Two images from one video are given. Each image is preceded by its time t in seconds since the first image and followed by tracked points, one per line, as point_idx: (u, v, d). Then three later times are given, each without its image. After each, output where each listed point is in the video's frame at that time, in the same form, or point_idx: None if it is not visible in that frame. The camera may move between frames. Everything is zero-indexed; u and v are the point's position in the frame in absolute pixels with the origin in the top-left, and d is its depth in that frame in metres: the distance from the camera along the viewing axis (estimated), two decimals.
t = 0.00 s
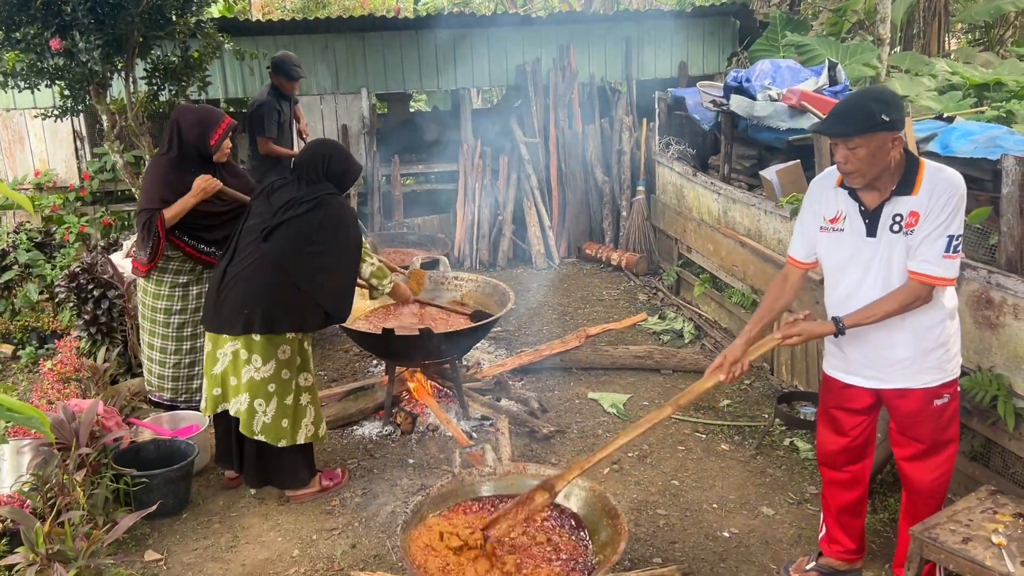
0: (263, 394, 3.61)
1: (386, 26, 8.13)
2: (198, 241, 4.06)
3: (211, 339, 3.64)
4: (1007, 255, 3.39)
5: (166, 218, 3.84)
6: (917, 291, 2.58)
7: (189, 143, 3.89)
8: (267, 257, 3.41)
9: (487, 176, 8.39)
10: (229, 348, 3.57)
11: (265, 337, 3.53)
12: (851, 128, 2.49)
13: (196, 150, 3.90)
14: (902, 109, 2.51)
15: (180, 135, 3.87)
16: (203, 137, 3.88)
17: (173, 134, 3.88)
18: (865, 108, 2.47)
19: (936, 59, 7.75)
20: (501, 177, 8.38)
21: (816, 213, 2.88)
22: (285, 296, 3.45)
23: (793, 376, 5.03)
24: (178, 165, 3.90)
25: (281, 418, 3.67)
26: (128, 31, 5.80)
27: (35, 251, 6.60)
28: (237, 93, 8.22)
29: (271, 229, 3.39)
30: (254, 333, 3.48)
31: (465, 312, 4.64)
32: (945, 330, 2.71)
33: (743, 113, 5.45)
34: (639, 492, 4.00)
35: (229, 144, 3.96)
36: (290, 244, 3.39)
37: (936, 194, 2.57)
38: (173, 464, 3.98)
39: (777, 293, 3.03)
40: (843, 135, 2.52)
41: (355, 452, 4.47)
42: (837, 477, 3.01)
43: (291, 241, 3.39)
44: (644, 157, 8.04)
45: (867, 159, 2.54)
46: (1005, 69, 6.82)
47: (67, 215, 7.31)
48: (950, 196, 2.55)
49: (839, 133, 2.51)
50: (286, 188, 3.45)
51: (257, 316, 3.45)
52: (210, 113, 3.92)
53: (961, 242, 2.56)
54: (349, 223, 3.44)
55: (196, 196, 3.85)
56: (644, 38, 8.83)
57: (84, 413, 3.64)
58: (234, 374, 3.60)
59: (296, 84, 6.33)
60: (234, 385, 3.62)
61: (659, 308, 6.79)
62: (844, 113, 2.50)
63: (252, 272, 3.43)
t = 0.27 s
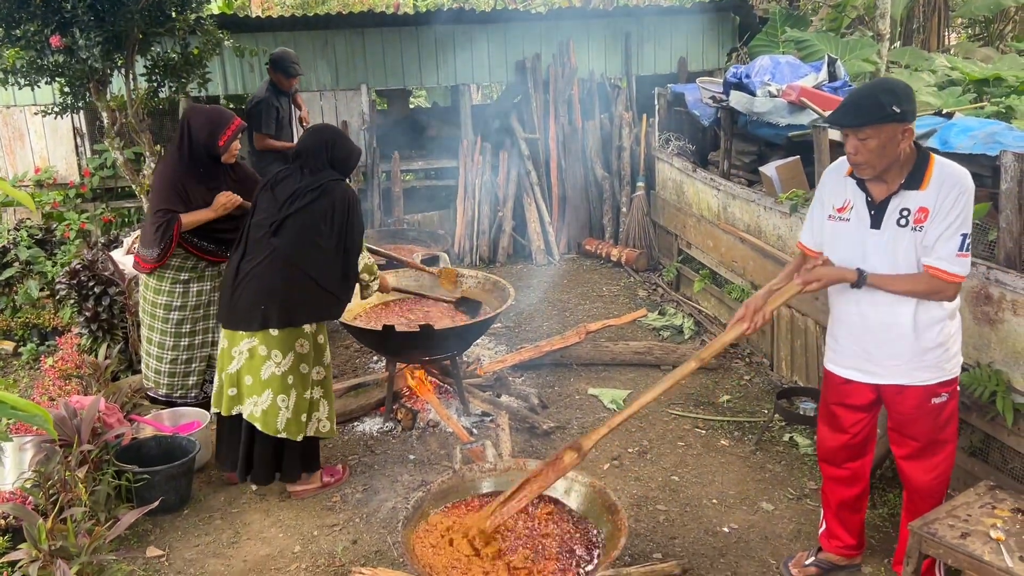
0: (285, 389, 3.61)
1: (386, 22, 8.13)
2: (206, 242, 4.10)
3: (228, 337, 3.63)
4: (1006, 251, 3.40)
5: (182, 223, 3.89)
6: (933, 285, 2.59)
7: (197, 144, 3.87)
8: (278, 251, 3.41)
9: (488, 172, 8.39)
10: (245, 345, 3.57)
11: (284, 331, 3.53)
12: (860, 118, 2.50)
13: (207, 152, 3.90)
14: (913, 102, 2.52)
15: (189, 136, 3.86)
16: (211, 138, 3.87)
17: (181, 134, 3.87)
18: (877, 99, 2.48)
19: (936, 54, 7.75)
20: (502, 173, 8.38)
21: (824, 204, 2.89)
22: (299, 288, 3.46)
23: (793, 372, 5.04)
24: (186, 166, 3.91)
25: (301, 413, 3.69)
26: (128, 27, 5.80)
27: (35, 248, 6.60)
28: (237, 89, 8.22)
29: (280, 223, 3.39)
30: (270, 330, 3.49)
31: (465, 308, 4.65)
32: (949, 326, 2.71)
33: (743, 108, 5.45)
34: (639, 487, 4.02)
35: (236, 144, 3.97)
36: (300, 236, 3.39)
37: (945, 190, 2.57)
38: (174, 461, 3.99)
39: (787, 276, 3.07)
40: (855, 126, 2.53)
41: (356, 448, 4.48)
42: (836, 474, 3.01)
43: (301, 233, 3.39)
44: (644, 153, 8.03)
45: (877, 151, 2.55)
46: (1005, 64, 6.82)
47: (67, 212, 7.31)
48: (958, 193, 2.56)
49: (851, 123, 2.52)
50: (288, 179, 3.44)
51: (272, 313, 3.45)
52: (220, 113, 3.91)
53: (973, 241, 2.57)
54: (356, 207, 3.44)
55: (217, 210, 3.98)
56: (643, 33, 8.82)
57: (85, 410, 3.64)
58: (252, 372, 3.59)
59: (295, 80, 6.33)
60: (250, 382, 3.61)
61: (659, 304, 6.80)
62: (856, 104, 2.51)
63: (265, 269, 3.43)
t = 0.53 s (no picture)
0: (292, 388, 3.64)
1: (388, 19, 8.13)
2: (224, 243, 4.12)
3: (234, 336, 3.64)
4: (1005, 248, 3.40)
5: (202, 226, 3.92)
6: (963, 273, 2.55)
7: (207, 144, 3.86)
8: (284, 251, 3.41)
9: (489, 169, 8.39)
10: (250, 344, 3.59)
11: (287, 331, 3.56)
12: (874, 108, 2.50)
13: (216, 151, 3.89)
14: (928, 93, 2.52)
15: (199, 135, 3.85)
16: (221, 137, 3.85)
17: (192, 134, 3.87)
18: (892, 89, 2.48)
19: (937, 50, 7.74)
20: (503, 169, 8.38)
21: (839, 198, 2.93)
22: (304, 290, 3.46)
23: (793, 369, 5.05)
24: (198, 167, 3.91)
25: (314, 414, 3.73)
26: (129, 25, 5.79)
27: (37, 245, 6.61)
28: (238, 86, 8.22)
29: (287, 223, 3.38)
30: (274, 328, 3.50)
31: (467, 305, 4.66)
32: (948, 328, 2.69)
33: (744, 105, 5.45)
34: (639, 484, 4.03)
35: (247, 142, 3.95)
36: (305, 237, 3.39)
37: (958, 183, 2.55)
38: (176, 458, 4.01)
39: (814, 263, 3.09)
40: (869, 116, 2.53)
41: (357, 444, 4.49)
42: (835, 473, 3.03)
43: (308, 234, 3.39)
44: (644, 149, 8.02)
45: (892, 142, 2.54)
46: (1006, 60, 6.82)
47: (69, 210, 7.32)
48: (972, 186, 2.53)
49: (866, 113, 2.51)
50: (295, 179, 3.42)
51: (277, 313, 3.46)
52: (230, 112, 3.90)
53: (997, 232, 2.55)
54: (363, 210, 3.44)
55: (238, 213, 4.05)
56: (644, 30, 8.81)
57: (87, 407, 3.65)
58: (259, 371, 3.62)
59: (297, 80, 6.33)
60: (258, 382, 3.64)
61: (660, 301, 6.80)
62: (871, 94, 2.51)
63: (271, 269, 3.43)
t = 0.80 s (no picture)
0: (297, 389, 3.63)
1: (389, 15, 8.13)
2: (223, 234, 4.11)
3: (240, 339, 3.65)
4: (1006, 245, 3.40)
5: (193, 215, 3.91)
6: (968, 265, 2.54)
7: (204, 136, 3.91)
8: (288, 250, 3.40)
9: (490, 166, 8.39)
10: (257, 347, 3.58)
11: (295, 332, 3.52)
12: (876, 104, 2.49)
13: (214, 144, 3.93)
14: (932, 88, 2.50)
15: (197, 128, 3.90)
16: (218, 129, 3.90)
17: (190, 127, 3.91)
18: (895, 84, 2.47)
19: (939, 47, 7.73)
20: (504, 167, 8.39)
21: (845, 194, 2.94)
22: (312, 286, 3.46)
23: (794, 366, 5.05)
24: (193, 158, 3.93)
25: (316, 413, 3.71)
26: (130, 22, 5.79)
27: (38, 243, 6.61)
28: (239, 84, 8.21)
29: (289, 222, 3.38)
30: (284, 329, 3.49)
31: (467, 302, 4.66)
32: (953, 324, 2.69)
33: (745, 102, 5.45)
34: (640, 481, 4.03)
35: (245, 135, 3.98)
36: (309, 234, 3.39)
37: (963, 177, 2.55)
38: (178, 455, 4.02)
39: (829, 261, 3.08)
40: (873, 110, 2.52)
41: (358, 441, 4.50)
42: (837, 472, 3.04)
43: (310, 230, 3.39)
44: (645, 146, 8.01)
45: (896, 137, 2.54)
46: (1007, 56, 6.81)
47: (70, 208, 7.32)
48: (977, 179, 2.53)
49: (869, 108, 2.51)
50: (290, 176, 3.42)
51: (287, 312, 3.46)
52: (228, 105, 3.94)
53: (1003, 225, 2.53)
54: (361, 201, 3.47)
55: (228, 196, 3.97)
56: (646, 27, 8.80)
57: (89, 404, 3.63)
58: (265, 373, 3.61)
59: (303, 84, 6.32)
60: (266, 384, 3.62)
61: (661, 298, 6.81)
62: (873, 89, 2.50)
63: (278, 269, 3.42)
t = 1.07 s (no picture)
0: (319, 388, 3.65)
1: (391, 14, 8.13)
2: (222, 229, 4.08)
3: (250, 344, 3.62)
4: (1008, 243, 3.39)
5: (190, 208, 3.88)
6: (973, 264, 2.54)
7: (209, 132, 3.88)
8: (287, 251, 3.38)
9: (491, 165, 8.38)
10: (271, 350, 3.58)
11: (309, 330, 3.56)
12: (874, 101, 2.49)
13: (217, 139, 3.91)
14: (931, 86, 2.49)
15: (200, 123, 3.87)
16: (222, 125, 3.87)
17: (194, 122, 3.88)
18: (893, 82, 2.47)
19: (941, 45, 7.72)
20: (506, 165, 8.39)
21: (844, 194, 2.93)
22: (318, 280, 3.44)
23: (796, 364, 5.04)
24: (196, 153, 3.91)
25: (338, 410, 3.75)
26: (131, 21, 5.79)
27: (40, 241, 6.61)
28: (240, 82, 8.22)
29: (283, 223, 3.36)
30: (297, 328, 3.49)
31: (468, 300, 4.65)
32: (957, 321, 2.69)
33: (747, 100, 5.45)
34: (641, 479, 4.03)
35: (248, 131, 3.96)
36: (306, 229, 3.37)
37: (964, 174, 2.55)
38: (179, 453, 4.02)
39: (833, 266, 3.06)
40: (871, 108, 2.52)
41: (360, 440, 4.50)
42: (838, 472, 3.03)
43: (306, 226, 3.36)
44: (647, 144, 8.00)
45: (895, 135, 2.53)
46: (1010, 54, 6.80)
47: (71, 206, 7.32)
48: (977, 175, 2.52)
49: (867, 106, 2.51)
50: (275, 176, 3.39)
51: (298, 312, 3.45)
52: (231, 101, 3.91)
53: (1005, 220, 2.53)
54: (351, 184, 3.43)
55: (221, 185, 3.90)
56: (647, 24, 8.79)
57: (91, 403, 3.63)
58: (281, 376, 3.61)
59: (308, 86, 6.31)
60: (281, 388, 3.63)
61: (662, 296, 6.81)
62: (871, 88, 2.50)
63: (283, 269, 3.40)
